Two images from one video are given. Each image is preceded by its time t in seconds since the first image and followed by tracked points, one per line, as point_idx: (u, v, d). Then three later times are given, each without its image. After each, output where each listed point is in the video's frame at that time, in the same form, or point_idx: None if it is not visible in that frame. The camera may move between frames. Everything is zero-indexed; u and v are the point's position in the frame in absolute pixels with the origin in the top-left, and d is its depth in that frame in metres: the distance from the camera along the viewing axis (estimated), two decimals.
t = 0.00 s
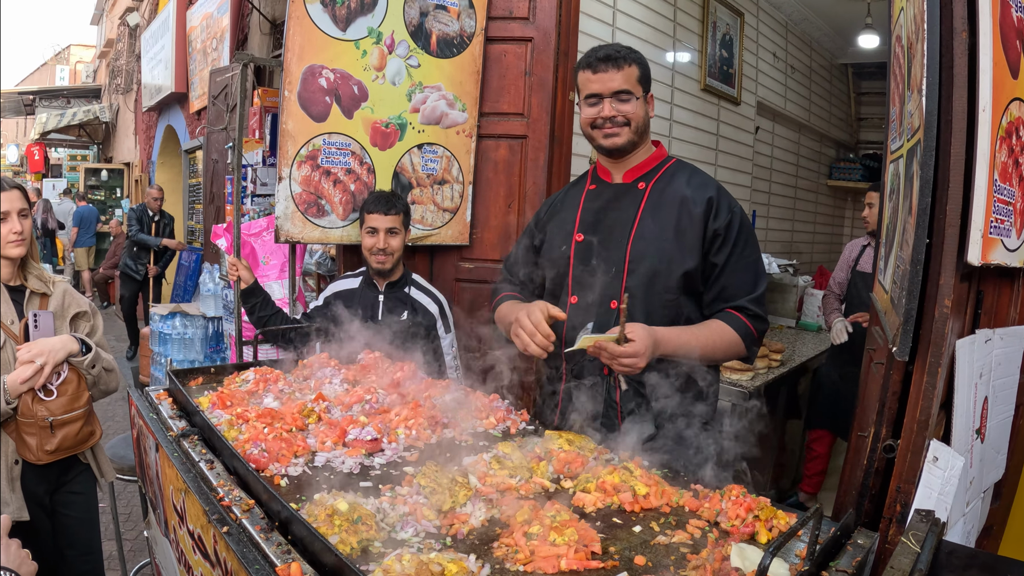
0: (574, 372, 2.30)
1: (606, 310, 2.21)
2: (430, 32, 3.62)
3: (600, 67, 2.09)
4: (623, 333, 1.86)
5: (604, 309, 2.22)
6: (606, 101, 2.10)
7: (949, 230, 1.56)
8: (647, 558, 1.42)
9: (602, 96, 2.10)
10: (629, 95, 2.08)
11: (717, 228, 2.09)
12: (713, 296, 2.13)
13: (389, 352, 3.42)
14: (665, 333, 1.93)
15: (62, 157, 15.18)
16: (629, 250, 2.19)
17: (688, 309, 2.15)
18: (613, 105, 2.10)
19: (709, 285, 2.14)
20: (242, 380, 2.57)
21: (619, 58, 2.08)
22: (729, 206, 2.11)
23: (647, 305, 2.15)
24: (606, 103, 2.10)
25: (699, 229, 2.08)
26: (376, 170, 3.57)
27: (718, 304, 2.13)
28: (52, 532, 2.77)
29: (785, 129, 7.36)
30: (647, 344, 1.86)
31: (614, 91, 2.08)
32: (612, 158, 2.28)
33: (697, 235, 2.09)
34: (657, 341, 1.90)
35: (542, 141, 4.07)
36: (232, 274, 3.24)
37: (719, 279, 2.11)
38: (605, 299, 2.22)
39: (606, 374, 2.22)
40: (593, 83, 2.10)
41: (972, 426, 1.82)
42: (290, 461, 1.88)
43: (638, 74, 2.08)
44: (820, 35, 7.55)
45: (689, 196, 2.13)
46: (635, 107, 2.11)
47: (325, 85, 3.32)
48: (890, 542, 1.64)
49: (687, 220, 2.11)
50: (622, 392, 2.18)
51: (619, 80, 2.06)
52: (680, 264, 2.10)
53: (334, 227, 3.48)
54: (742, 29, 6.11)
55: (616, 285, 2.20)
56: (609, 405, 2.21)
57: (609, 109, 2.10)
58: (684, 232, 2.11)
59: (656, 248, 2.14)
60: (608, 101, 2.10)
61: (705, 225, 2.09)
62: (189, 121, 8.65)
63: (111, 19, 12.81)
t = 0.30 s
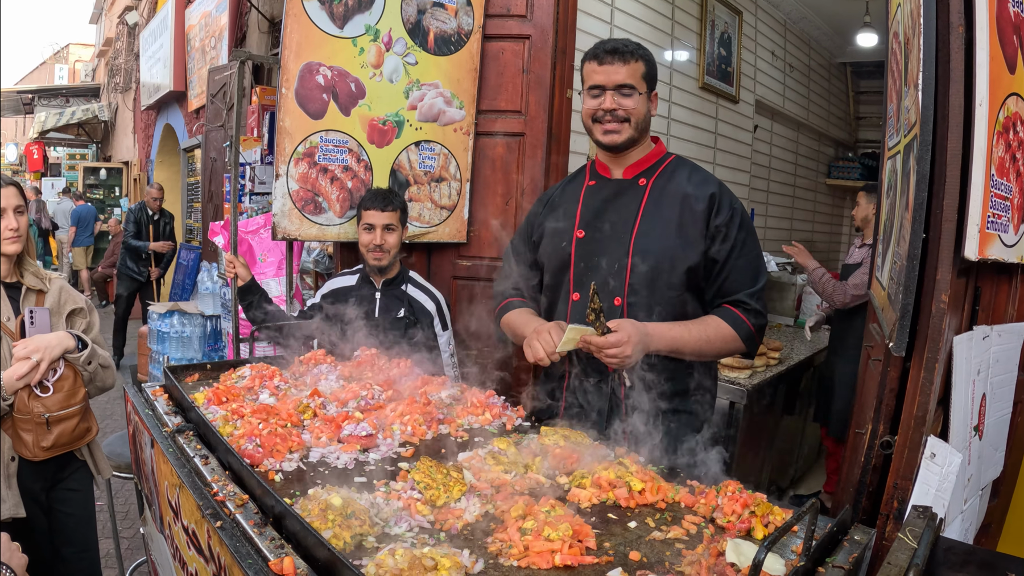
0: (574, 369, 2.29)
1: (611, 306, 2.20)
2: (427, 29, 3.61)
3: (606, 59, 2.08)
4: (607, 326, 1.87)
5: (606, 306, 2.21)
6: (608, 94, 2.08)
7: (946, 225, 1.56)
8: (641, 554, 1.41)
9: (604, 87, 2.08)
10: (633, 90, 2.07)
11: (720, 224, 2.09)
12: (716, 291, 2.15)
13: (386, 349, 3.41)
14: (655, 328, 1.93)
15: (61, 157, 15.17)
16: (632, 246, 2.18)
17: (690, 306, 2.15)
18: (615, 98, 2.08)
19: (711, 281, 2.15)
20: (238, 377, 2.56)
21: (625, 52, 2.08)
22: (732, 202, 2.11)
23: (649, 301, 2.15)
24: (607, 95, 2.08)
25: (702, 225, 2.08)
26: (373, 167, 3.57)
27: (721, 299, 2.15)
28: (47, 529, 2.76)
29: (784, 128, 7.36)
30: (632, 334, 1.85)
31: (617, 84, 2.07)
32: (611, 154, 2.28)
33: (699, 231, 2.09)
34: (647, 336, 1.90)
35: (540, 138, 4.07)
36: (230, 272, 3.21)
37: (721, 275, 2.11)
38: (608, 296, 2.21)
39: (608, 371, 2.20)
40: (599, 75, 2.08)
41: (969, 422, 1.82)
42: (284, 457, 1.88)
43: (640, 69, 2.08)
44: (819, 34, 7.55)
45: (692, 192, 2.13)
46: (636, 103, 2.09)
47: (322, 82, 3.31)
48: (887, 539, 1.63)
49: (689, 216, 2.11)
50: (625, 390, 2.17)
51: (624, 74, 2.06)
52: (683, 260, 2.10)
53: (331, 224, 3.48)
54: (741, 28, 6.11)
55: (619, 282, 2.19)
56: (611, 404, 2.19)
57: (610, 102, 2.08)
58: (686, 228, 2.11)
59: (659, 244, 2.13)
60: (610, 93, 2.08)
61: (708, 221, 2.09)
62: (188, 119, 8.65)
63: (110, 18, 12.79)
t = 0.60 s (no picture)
0: (574, 366, 2.28)
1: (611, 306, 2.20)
2: (426, 28, 3.60)
3: (604, 50, 2.13)
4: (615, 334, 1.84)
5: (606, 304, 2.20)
6: (601, 83, 2.10)
7: (945, 223, 1.55)
8: (640, 550, 1.41)
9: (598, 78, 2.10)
10: (618, 83, 2.08)
11: (722, 224, 2.10)
12: (716, 291, 2.16)
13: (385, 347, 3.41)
14: (659, 331, 1.91)
15: (60, 156, 15.16)
16: (633, 246, 2.18)
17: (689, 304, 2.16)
18: (607, 88, 2.09)
19: (712, 280, 2.16)
20: (236, 374, 2.56)
21: (622, 44, 2.13)
22: (732, 203, 2.12)
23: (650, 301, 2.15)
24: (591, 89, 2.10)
25: (703, 225, 2.09)
26: (372, 165, 3.57)
27: (721, 299, 2.16)
28: (46, 528, 2.76)
29: (783, 127, 7.36)
30: (640, 344, 1.83)
31: (613, 74, 2.09)
32: (610, 151, 2.27)
33: (701, 230, 2.09)
34: (651, 339, 1.88)
35: (539, 136, 4.07)
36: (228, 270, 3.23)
37: (723, 275, 2.13)
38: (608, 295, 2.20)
39: (608, 370, 2.19)
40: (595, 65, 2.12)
41: (969, 420, 1.81)
42: (282, 454, 1.88)
43: (641, 64, 2.10)
44: (818, 33, 7.55)
45: (693, 191, 2.13)
46: (629, 93, 2.09)
47: (321, 81, 3.30)
48: (886, 536, 1.62)
49: (690, 216, 2.11)
50: (625, 387, 2.17)
51: (626, 67, 2.08)
52: (684, 260, 2.10)
53: (330, 222, 3.48)
54: (740, 27, 6.11)
55: (619, 281, 2.19)
56: (612, 401, 2.18)
57: (601, 90, 2.09)
58: (688, 229, 2.11)
59: (660, 244, 2.13)
60: (603, 82, 2.09)
61: (710, 220, 2.10)
62: (187, 118, 8.64)
63: (109, 17, 12.78)
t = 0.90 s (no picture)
0: (573, 364, 2.27)
1: (610, 305, 2.19)
2: (426, 26, 3.60)
3: (610, 47, 2.12)
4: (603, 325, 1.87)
5: (606, 304, 2.20)
6: (612, 78, 2.09)
7: (946, 221, 1.55)
8: (641, 549, 1.41)
9: (607, 74, 2.10)
10: (615, 81, 2.08)
11: (720, 222, 2.09)
12: (714, 289, 2.15)
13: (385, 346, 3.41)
14: (653, 326, 1.92)
15: (60, 155, 15.16)
16: (632, 245, 2.18)
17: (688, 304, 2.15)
18: (618, 82, 2.09)
19: (711, 278, 2.15)
20: (236, 373, 2.55)
21: (629, 41, 2.12)
22: (731, 201, 2.11)
23: (649, 300, 2.14)
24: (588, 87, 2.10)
25: (702, 223, 2.08)
26: (372, 163, 3.56)
27: (719, 297, 2.16)
28: (46, 527, 2.75)
29: (783, 126, 7.36)
30: (629, 334, 1.85)
31: (620, 70, 2.08)
32: (609, 149, 2.27)
33: (699, 229, 2.08)
34: (644, 336, 1.89)
35: (538, 135, 4.06)
36: (228, 268, 3.25)
37: (721, 273, 2.12)
38: (607, 294, 2.20)
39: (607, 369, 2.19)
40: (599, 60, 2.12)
41: (970, 419, 1.81)
42: (282, 453, 1.88)
43: (641, 58, 2.11)
44: (818, 32, 7.54)
45: (692, 190, 2.13)
46: (638, 88, 2.10)
47: (320, 79, 3.30)
48: (887, 535, 1.62)
49: (689, 215, 2.10)
50: (624, 388, 2.16)
51: (626, 60, 2.08)
52: (682, 258, 2.10)
53: (329, 221, 3.48)
54: (740, 25, 6.10)
55: (619, 280, 2.18)
56: (611, 400, 2.17)
57: (611, 85, 2.09)
58: (686, 227, 2.10)
59: (659, 243, 2.13)
60: (613, 77, 2.09)
61: (709, 219, 2.09)
62: (186, 117, 8.63)
63: (108, 16, 12.76)
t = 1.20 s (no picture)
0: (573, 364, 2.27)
1: (609, 304, 2.19)
2: (426, 25, 3.59)
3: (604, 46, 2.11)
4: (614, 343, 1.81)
5: (605, 303, 2.20)
6: (607, 77, 2.08)
7: (948, 220, 1.54)
8: (644, 549, 1.41)
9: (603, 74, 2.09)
10: (616, 79, 2.07)
11: (721, 219, 2.08)
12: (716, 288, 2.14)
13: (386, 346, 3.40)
14: (658, 332, 1.90)
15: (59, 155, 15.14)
16: (631, 243, 2.17)
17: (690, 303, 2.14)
18: (613, 82, 2.08)
19: (712, 277, 2.14)
20: (236, 373, 2.55)
21: (623, 40, 2.10)
22: (732, 199, 2.11)
23: (647, 297, 2.14)
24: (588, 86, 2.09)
25: (702, 221, 2.07)
26: (372, 162, 3.56)
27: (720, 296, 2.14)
28: (45, 527, 2.75)
29: (783, 125, 7.35)
30: (639, 350, 1.82)
31: (615, 68, 2.08)
32: (609, 148, 2.26)
33: (699, 227, 2.07)
34: (650, 341, 1.87)
35: (538, 134, 4.06)
36: (228, 268, 3.25)
37: (722, 271, 2.11)
38: (606, 293, 2.20)
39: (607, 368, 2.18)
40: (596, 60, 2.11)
41: (972, 418, 1.81)
42: (283, 453, 1.88)
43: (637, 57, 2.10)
44: (817, 31, 7.53)
45: (692, 187, 2.12)
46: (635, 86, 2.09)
47: (321, 78, 3.29)
48: (889, 536, 1.62)
49: (689, 212, 2.09)
50: (624, 388, 2.15)
51: (621, 59, 2.08)
52: (683, 256, 2.09)
53: (330, 220, 3.47)
54: (740, 25, 6.09)
55: (618, 278, 2.18)
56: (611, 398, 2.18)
57: (607, 84, 2.08)
58: (686, 225, 2.10)
59: (659, 241, 2.12)
60: (608, 77, 2.08)
61: (709, 217, 2.08)
62: (185, 116, 8.62)
63: (106, 14, 12.73)
